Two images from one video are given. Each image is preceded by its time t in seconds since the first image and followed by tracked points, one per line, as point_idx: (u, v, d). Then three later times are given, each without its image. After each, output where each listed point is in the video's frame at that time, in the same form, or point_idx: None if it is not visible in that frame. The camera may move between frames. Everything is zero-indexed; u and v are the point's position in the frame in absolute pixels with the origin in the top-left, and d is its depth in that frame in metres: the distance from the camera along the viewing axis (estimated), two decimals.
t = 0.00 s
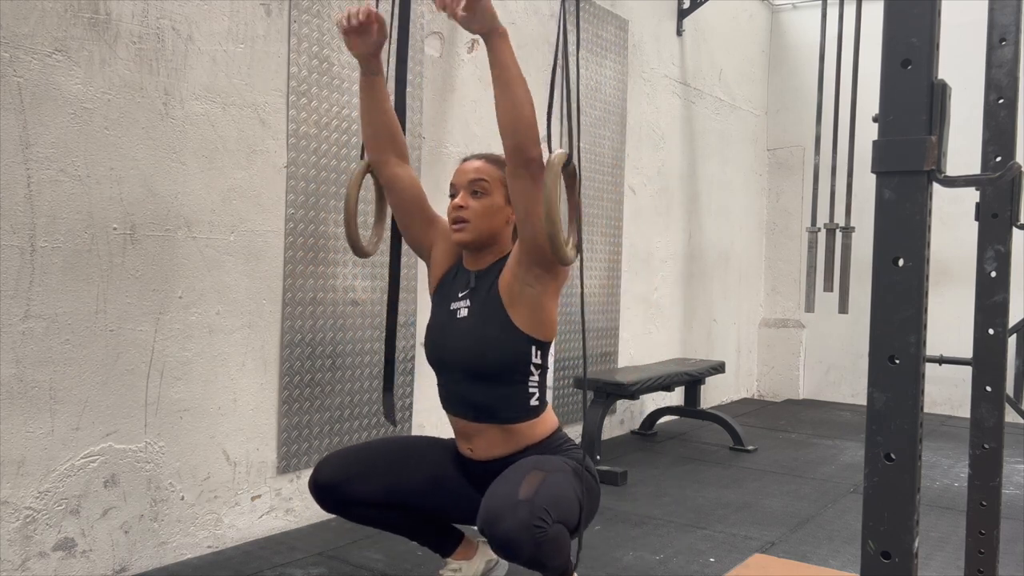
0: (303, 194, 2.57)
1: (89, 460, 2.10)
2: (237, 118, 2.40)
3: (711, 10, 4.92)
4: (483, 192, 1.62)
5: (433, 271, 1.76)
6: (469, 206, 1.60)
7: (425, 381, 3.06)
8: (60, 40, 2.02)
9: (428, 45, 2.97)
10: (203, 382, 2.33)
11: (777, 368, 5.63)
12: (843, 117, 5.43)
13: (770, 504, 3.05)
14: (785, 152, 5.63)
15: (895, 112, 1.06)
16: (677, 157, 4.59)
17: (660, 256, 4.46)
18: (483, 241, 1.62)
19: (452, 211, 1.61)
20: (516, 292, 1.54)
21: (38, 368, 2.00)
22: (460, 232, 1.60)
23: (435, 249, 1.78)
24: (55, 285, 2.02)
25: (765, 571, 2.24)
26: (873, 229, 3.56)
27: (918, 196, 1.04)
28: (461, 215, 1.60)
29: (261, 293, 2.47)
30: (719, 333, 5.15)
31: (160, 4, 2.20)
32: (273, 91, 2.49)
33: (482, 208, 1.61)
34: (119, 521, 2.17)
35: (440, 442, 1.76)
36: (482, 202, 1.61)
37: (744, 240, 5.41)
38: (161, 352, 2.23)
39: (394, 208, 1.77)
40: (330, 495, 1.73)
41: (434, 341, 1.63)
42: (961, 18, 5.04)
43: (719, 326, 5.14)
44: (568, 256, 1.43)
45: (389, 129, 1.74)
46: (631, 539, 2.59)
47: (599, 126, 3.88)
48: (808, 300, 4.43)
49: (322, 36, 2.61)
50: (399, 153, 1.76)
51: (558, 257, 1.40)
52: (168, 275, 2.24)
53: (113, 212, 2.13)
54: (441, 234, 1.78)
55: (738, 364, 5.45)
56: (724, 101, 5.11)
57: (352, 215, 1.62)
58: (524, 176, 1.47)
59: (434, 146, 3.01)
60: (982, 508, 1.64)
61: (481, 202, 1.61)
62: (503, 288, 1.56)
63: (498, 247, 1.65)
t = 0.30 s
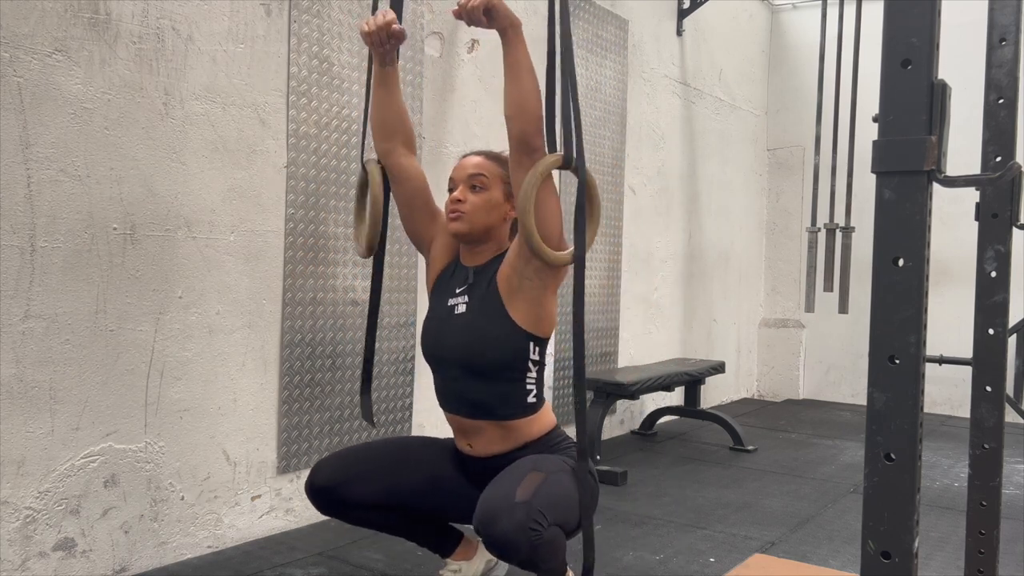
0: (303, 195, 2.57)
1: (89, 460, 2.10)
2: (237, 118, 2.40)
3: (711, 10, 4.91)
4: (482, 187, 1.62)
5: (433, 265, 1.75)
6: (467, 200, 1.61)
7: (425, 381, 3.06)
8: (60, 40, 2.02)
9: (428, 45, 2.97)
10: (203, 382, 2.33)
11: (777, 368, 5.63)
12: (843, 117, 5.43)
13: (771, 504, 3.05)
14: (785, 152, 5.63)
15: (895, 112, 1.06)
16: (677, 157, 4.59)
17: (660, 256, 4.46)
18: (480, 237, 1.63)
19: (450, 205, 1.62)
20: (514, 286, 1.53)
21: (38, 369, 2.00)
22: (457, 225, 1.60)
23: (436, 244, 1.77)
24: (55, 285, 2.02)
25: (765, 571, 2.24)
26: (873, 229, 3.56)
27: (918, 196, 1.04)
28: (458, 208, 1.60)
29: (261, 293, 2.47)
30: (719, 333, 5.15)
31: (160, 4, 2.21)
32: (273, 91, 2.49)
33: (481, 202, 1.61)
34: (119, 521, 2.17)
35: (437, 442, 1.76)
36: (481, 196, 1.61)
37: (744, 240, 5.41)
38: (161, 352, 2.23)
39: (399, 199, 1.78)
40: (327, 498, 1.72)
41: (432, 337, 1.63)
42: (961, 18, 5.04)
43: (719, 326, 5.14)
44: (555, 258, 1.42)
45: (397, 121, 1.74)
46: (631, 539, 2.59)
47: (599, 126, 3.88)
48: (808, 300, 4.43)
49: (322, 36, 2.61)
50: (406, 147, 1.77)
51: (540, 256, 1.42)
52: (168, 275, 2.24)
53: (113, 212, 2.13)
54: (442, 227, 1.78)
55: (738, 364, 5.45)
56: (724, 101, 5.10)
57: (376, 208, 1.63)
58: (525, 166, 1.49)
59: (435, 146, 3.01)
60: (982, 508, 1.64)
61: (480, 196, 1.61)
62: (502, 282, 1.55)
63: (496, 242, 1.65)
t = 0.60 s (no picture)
0: (303, 194, 2.57)
1: (89, 460, 2.10)
2: (237, 118, 2.40)
3: (711, 10, 4.91)
4: (489, 181, 1.62)
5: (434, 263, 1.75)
6: (473, 190, 1.61)
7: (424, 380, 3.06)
8: (60, 40, 2.02)
9: (428, 45, 2.97)
10: (203, 382, 2.33)
11: (777, 368, 5.63)
12: (843, 117, 5.43)
13: (771, 504, 3.05)
14: (785, 152, 5.63)
15: (895, 112, 1.06)
16: (677, 157, 4.59)
17: (660, 256, 4.46)
18: (482, 232, 1.63)
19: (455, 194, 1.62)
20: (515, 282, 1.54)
21: (38, 369, 2.00)
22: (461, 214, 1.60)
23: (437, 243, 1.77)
24: (55, 285, 2.02)
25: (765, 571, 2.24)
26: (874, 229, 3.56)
27: (918, 197, 1.04)
28: (463, 198, 1.61)
29: (261, 293, 2.48)
30: (719, 333, 5.15)
31: (160, 4, 2.20)
32: (273, 91, 2.49)
33: (487, 195, 1.61)
34: (119, 521, 2.17)
35: (435, 442, 1.76)
36: (486, 188, 1.61)
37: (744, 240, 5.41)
38: (161, 352, 2.23)
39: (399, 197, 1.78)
40: (326, 499, 1.71)
41: (432, 336, 1.63)
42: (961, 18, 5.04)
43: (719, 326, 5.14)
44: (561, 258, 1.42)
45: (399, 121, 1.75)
46: (631, 539, 2.59)
47: (599, 126, 3.88)
48: (808, 300, 4.43)
49: (322, 36, 2.61)
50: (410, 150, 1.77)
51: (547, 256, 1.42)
52: (168, 275, 2.24)
53: (113, 212, 2.13)
54: (443, 225, 1.78)
55: (738, 364, 5.45)
56: (724, 101, 5.11)
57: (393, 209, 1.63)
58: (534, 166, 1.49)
59: (435, 146, 3.01)
60: (982, 508, 1.63)
61: (486, 188, 1.62)
62: (503, 281, 1.56)
63: (497, 240, 1.65)
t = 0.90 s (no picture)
0: (303, 194, 2.57)
1: (89, 460, 2.10)
2: (237, 118, 2.40)
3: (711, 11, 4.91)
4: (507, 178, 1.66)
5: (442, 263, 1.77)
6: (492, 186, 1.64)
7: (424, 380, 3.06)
8: (60, 40, 2.02)
9: (428, 45, 2.97)
10: (203, 382, 2.33)
11: (778, 368, 5.63)
12: (843, 117, 5.43)
13: (771, 504, 3.05)
14: (785, 152, 5.63)
15: (895, 112, 1.06)
16: (677, 157, 4.59)
17: (660, 256, 4.47)
18: (489, 227, 1.66)
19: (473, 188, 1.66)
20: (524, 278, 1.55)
21: (38, 369, 2.00)
22: (477, 207, 1.64)
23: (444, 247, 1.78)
24: (55, 285, 2.02)
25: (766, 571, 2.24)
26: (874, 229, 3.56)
27: (918, 196, 1.04)
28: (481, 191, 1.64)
29: (261, 292, 2.48)
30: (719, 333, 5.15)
31: (160, 5, 2.20)
32: (273, 91, 2.49)
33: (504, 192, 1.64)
34: (119, 521, 2.17)
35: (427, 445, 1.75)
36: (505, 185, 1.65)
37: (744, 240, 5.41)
38: (161, 352, 2.23)
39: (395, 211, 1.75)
40: (319, 504, 1.71)
41: (438, 332, 1.63)
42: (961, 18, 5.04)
43: (719, 326, 5.15)
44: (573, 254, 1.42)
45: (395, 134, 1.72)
46: (631, 539, 2.59)
47: (599, 126, 3.88)
48: (808, 300, 4.43)
49: (322, 37, 2.61)
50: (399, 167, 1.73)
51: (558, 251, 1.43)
52: (168, 275, 2.24)
53: (114, 212, 2.13)
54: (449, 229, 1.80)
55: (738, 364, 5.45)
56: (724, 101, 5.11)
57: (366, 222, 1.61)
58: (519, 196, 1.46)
59: (435, 146, 3.01)
60: (983, 508, 1.63)
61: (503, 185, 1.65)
62: (512, 278, 1.57)
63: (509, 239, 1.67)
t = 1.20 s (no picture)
0: (303, 194, 2.57)
1: (89, 460, 2.10)
2: (237, 118, 2.40)
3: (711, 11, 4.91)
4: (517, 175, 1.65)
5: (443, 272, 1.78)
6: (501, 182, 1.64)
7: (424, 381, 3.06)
8: (60, 41, 2.02)
9: (428, 46, 2.97)
10: (203, 382, 2.33)
11: (777, 368, 5.64)
12: (843, 117, 5.43)
13: (770, 504, 3.05)
14: (785, 152, 5.63)
15: (896, 112, 1.06)
16: (677, 156, 4.59)
17: (660, 256, 4.47)
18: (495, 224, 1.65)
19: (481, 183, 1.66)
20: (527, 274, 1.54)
21: (38, 368, 2.00)
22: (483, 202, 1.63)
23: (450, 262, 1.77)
24: (55, 285, 2.02)
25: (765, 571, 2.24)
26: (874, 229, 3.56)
27: (918, 196, 1.04)
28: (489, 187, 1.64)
29: (261, 293, 2.48)
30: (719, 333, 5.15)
31: (159, 5, 2.20)
32: (273, 91, 2.49)
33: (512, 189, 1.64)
34: (119, 521, 2.17)
35: (425, 444, 1.75)
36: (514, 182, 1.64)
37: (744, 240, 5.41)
38: (161, 352, 2.23)
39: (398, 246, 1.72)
40: (316, 504, 1.71)
41: (444, 328, 1.63)
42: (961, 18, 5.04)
43: (719, 326, 5.15)
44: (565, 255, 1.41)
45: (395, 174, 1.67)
46: (631, 539, 2.59)
47: (599, 126, 3.88)
48: (808, 301, 4.43)
49: (322, 37, 2.61)
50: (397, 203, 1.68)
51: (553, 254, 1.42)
52: (168, 275, 2.24)
53: (114, 213, 2.13)
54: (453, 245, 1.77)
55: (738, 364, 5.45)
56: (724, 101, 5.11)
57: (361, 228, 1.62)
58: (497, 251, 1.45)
59: (435, 146, 3.01)
60: (983, 508, 1.63)
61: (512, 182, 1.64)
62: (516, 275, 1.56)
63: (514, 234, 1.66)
